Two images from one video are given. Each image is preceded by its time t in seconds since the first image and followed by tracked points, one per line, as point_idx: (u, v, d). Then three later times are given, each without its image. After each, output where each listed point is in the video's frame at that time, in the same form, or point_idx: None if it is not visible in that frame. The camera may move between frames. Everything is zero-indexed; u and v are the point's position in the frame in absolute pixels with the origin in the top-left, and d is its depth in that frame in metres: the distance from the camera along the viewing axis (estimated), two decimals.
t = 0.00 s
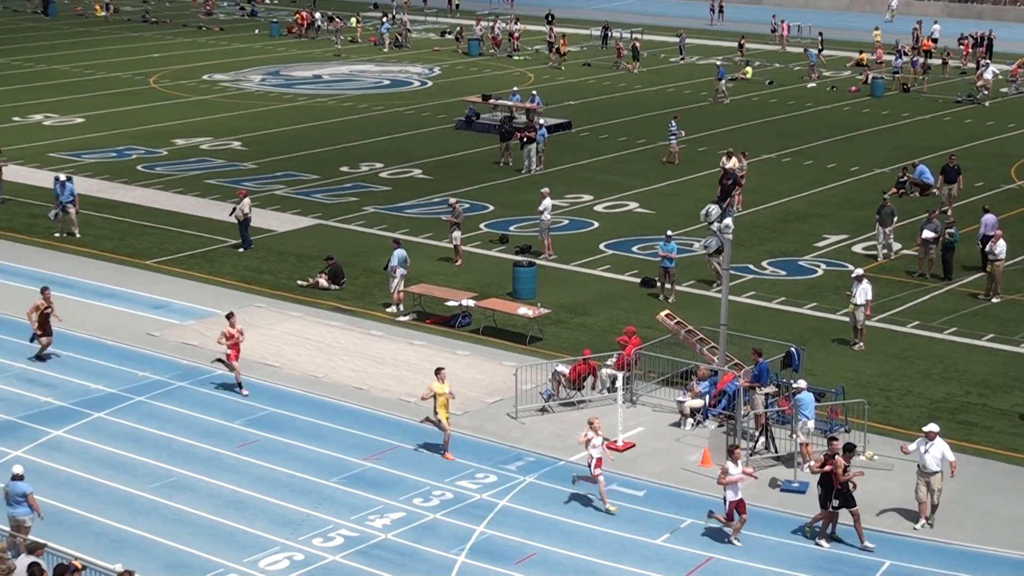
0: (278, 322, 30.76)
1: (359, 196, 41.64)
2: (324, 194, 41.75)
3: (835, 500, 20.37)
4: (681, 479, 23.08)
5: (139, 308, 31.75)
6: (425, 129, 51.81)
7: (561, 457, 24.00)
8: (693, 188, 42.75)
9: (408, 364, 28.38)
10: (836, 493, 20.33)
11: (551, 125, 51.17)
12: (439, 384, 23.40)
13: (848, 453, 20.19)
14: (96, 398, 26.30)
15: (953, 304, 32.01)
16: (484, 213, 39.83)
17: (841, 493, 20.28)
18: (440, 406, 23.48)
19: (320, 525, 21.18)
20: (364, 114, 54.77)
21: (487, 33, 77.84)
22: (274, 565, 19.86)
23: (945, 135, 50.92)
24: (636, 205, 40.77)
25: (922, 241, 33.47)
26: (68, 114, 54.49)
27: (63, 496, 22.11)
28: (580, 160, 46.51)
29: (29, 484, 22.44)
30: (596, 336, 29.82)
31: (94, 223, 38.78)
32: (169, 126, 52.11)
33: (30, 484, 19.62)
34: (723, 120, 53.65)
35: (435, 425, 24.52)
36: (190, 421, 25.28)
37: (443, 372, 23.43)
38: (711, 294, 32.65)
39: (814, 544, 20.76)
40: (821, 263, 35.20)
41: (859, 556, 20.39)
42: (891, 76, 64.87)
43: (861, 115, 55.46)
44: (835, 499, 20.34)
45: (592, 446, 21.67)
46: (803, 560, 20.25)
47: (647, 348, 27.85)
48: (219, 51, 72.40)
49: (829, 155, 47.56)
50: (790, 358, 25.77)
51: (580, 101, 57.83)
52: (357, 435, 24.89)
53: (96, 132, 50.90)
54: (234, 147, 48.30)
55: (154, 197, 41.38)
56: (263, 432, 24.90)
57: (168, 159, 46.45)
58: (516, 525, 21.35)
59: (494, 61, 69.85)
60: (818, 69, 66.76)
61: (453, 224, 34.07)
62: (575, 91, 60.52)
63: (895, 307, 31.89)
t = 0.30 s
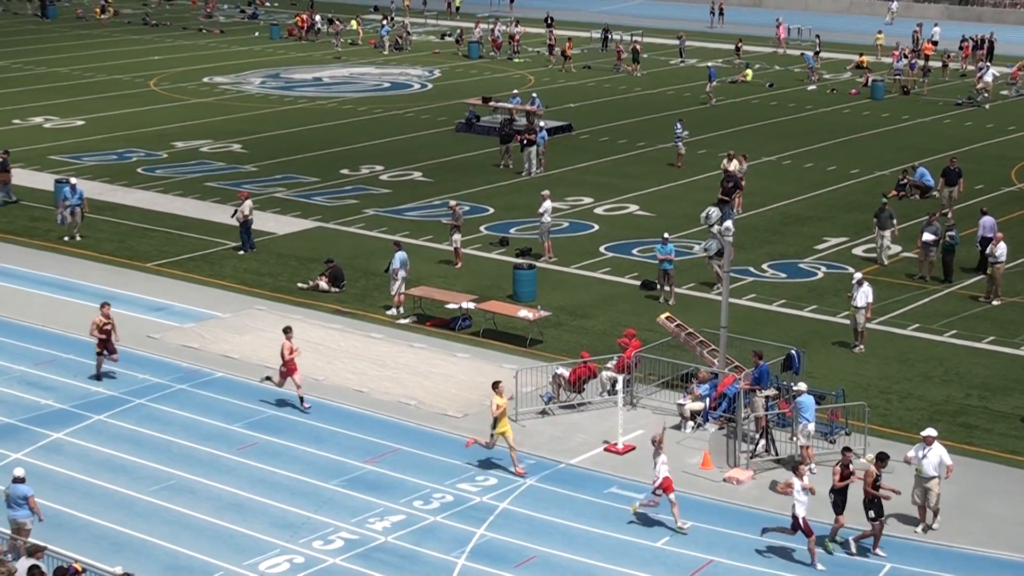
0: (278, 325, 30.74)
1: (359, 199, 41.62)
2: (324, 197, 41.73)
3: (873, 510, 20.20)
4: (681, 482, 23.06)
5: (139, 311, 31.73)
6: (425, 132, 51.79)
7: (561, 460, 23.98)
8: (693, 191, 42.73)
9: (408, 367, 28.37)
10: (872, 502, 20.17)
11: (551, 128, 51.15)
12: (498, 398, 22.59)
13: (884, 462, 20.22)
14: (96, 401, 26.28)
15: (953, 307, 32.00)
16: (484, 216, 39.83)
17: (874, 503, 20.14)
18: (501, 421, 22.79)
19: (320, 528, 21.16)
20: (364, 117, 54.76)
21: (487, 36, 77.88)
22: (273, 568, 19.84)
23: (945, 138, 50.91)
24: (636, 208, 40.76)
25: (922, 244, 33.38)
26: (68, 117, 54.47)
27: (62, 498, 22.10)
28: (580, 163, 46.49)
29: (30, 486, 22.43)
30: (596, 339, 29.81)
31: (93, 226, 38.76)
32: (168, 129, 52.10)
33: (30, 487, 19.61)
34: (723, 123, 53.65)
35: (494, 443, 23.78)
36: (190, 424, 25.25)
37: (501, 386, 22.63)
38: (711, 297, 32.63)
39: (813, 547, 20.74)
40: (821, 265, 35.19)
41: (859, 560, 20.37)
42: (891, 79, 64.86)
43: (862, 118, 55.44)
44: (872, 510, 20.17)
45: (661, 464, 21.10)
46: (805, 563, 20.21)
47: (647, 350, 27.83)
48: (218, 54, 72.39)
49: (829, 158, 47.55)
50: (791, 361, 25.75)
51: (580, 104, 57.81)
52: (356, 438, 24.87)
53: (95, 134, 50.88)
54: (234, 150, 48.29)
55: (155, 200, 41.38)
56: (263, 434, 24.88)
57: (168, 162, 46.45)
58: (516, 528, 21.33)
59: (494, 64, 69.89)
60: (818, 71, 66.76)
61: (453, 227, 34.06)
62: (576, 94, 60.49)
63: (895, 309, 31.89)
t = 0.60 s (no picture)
0: (278, 326, 30.75)
1: (360, 200, 41.62)
2: (325, 198, 41.72)
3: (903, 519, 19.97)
4: (681, 484, 23.06)
5: (139, 312, 31.73)
6: (425, 134, 51.77)
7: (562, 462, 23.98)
8: (694, 193, 42.73)
9: (408, 368, 28.38)
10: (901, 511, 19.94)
11: (552, 130, 51.15)
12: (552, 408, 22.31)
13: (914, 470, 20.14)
14: (97, 402, 26.27)
15: (953, 309, 32.00)
16: (485, 218, 39.84)
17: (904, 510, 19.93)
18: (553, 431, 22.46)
19: (319, 529, 21.15)
20: (365, 118, 54.75)
21: (487, 38, 77.89)
22: (273, 569, 19.82)
23: (946, 141, 50.91)
24: (636, 210, 40.76)
25: (923, 247, 33.35)
26: (68, 118, 54.46)
27: (63, 499, 22.09)
28: (581, 165, 46.49)
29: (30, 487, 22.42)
30: (596, 341, 29.81)
31: (93, 227, 38.76)
32: (168, 130, 52.07)
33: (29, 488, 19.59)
34: (724, 126, 53.66)
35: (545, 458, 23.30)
36: (190, 425, 25.25)
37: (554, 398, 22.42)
38: (712, 299, 32.63)
39: (812, 549, 20.74)
40: (822, 268, 35.19)
41: (858, 563, 20.37)
42: (891, 82, 64.86)
43: (863, 120, 55.44)
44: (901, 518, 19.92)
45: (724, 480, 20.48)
46: (804, 565, 20.20)
47: (647, 353, 27.83)
48: (218, 55, 72.34)
49: (830, 160, 47.54)
50: (791, 363, 25.77)
51: (581, 106, 57.80)
52: (356, 439, 24.86)
53: (95, 135, 50.87)
54: (234, 151, 48.29)
55: (156, 201, 41.37)
56: (263, 436, 24.88)
57: (169, 163, 46.45)
58: (516, 530, 21.33)
59: (495, 66, 69.87)
60: (818, 74, 66.75)
61: (453, 229, 34.07)
62: (576, 96, 60.47)
63: (895, 312, 31.89)
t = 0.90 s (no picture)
0: (277, 330, 30.74)
1: (359, 203, 41.62)
2: (324, 202, 41.74)
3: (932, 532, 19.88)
4: (682, 487, 23.04)
5: (139, 315, 31.73)
6: (424, 136, 51.77)
7: (562, 464, 23.98)
8: (694, 196, 42.74)
9: (408, 371, 28.37)
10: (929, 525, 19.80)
11: (551, 132, 51.16)
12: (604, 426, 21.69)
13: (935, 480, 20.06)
14: (96, 406, 26.27)
15: (953, 311, 32.00)
16: (484, 220, 39.85)
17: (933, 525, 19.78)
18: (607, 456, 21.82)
19: (320, 533, 21.15)
20: (364, 121, 54.77)
21: (487, 42, 77.92)
22: (272, 573, 19.81)
23: (946, 143, 50.93)
24: (636, 212, 40.77)
25: (922, 249, 33.50)
26: (68, 121, 54.47)
27: (63, 503, 22.08)
28: (581, 167, 46.51)
29: (29, 491, 22.41)
30: (596, 344, 29.80)
31: (93, 230, 38.77)
32: (168, 133, 52.09)
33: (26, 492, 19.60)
34: (723, 128, 53.68)
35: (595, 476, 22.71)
36: (190, 429, 25.25)
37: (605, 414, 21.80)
38: (711, 301, 32.62)
39: (812, 552, 20.73)
40: (822, 270, 35.19)
41: (858, 563, 20.36)
42: (891, 84, 64.87)
43: (862, 122, 55.45)
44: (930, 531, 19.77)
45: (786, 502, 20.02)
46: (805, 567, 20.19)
47: (647, 355, 27.84)
48: (218, 59, 72.34)
49: (829, 162, 47.56)
50: (791, 365, 25.79)
51: (580, 109, 57.80)
52: (356, 443, 24.85)
53: (95, 139, 50.88)
54: (234, 154, 48.30)
55: (155, 205, 41.39)
56: (263, 439, 24.87)
57: (169, 166, 46.47)
58: (516, 533, 21.32)
59: (494, 69, 69.91)
60: (818, 76, 66.78)
61: (453, 232, 34.10)
62: (576, 99, 60.50)
63: (895, 314, 31.89)
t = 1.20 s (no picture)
0: (279, 333, 30.75)
1: (360, 206, 41.64)
2: (325, 205, 41.74)
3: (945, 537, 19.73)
4: (683, 490, 23.04)
5: (140, 319, 31.75)
6: (425, 140, 51.79)
7: (563, 467, 23.98)
8: (695, 198, 42.75)
9: (409, 374, 28.38)
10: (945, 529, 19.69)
11: (552, 135, 51.19)
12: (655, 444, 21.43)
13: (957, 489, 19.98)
14: (97, 409, 26.29)
15: (954, 313, 32.00)
16: (485, 223, 39.86)
17: (949, 530, 19.66)
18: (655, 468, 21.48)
19: (321, 536, 21.15)
20: (365, 124, 54.82)
21: (487, 45, 77.94)
22: None
23: (947, 145, 50.92)
24: (637, 215, 40.79)
25: (922, 251, 33.47)
26: (69, 125, 54.51)
27: (64, 507, 22.08)
28: (582, 170, 46.49)
29: (30, 494, 22.43)
30: (597, 346, 29.81)
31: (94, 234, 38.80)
32: (169, 137, 52.13)
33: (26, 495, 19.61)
34: (724, 130, 53.68)
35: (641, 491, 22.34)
36: (191, 432, 25.26)
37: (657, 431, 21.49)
38: (713, 304, 32.62)
39: (812, 554, 20.75)
40: (823, 272, 35.20)
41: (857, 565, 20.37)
42: (891, 86, 64.87)
43: (863, 125, 55.43)
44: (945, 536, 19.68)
45: (841, 520, 19.48)
46: (806, 570, 20.20)
47: (648, 357, 27.85)
48: (219, 62, 72.39)
49: (830, 165, 47.53)
50: (792, 367, 25.81)
51: (581, 111, 57.82)
52: (357, 446, 24.86)
53: (96, 143, 50.93)
54: (235, 157, 48.34)
55: (156, 208, 41.40)
56: (264, 442, 24.88)
57: (170, 170, 46.50)
58: (517, 535, 21.32)
59: (495, 72, 69.94)
60: (819, 78, 66.76)
61: (454, 234, 34.13)
62: (577, 101, 60.52)
63: (896, 316, 31.89)
